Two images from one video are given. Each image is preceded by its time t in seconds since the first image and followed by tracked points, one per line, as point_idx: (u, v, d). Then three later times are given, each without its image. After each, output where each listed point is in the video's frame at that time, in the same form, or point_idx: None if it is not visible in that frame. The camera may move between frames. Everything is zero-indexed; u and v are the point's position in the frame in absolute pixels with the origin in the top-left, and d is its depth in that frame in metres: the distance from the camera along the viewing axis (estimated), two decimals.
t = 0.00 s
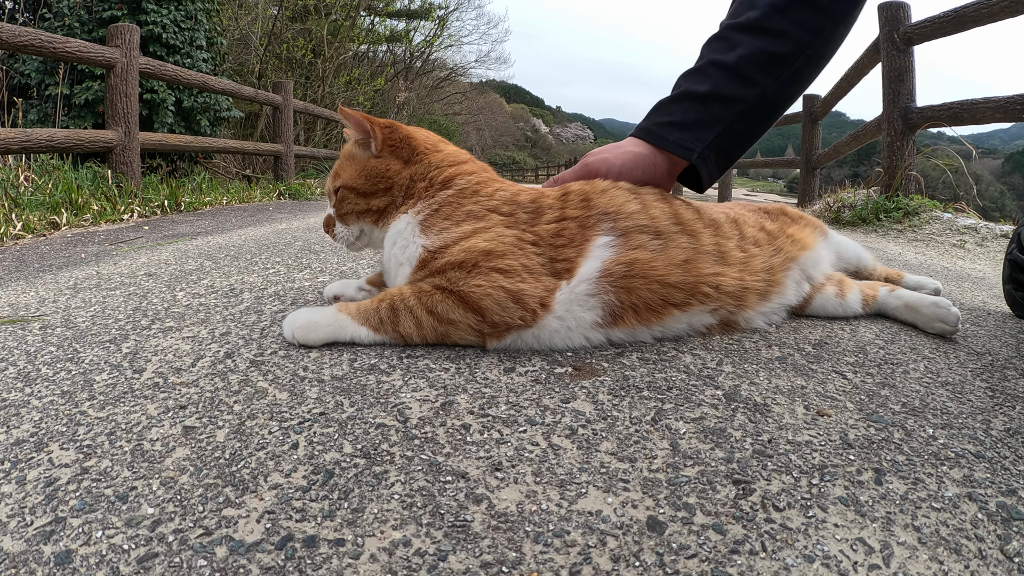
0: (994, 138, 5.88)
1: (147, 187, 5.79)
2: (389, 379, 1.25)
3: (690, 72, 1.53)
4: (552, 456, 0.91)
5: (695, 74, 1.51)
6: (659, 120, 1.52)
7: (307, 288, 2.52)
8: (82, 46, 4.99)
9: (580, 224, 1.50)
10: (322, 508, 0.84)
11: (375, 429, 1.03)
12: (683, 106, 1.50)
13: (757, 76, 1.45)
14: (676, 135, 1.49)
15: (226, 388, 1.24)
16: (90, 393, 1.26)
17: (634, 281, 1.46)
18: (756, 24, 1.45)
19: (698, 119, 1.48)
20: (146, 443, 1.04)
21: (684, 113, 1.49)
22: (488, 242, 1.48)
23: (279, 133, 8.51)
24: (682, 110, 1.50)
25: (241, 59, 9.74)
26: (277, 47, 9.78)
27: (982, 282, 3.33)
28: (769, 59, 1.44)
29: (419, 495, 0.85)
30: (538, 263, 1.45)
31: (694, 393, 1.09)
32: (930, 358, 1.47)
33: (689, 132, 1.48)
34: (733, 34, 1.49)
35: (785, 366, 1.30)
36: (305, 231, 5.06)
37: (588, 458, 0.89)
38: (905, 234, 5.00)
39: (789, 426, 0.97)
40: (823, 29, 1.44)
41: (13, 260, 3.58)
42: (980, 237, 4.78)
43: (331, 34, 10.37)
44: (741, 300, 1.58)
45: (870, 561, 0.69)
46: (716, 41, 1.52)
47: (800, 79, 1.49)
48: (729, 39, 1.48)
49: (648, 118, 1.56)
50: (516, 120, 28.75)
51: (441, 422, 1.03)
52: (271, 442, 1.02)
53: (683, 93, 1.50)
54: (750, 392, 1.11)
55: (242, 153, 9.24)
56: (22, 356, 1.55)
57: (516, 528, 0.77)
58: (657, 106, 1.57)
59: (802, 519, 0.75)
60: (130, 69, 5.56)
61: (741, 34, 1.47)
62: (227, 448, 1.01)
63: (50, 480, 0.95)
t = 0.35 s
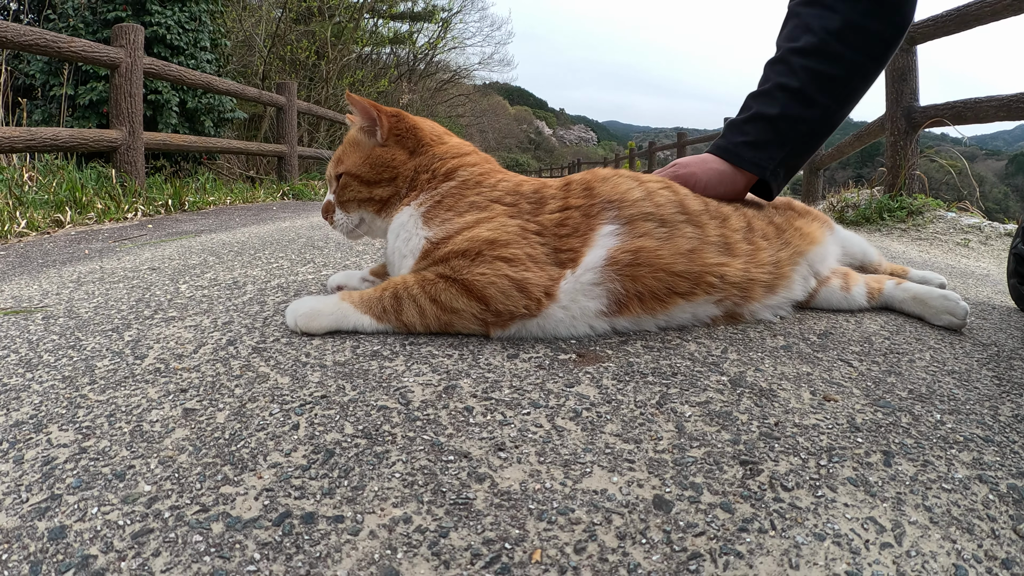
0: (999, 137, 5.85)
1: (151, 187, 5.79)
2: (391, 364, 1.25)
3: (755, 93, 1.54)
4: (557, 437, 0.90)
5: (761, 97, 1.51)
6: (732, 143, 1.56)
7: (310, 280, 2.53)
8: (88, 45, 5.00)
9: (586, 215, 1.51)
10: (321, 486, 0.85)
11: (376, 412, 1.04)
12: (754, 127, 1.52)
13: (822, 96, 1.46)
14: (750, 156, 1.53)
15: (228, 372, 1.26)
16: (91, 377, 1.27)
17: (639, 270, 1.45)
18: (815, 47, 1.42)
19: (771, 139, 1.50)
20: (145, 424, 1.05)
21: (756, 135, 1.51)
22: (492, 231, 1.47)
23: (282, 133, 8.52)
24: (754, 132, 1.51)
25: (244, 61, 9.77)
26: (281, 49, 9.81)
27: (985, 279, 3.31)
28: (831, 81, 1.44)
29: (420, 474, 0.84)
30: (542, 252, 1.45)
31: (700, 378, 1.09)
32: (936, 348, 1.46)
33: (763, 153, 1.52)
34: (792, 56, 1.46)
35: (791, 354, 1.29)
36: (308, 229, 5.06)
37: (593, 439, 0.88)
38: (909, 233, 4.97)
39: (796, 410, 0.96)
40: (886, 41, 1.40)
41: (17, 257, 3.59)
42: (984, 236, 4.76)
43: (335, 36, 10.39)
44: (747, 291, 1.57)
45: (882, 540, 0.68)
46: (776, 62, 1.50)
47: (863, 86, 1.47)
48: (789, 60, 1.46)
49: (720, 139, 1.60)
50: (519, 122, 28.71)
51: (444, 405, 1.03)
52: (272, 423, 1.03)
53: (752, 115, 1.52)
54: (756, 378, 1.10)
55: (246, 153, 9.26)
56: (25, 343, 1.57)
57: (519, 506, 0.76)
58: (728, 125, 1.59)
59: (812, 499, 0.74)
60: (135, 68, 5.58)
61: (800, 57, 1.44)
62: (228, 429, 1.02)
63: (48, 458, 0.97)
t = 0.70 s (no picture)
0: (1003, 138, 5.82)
1: (155, 187, 5.81)
2: (388, 356, 1.26)
3: (768, 77, 1.46)
4: (549, 425, 0.90)
5: (776, 82, 1.44)
6: (744, 124, 1.48)
7: (311, 277, 2.55)
8: (92, 47, 5.03)
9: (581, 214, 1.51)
10: (315, 469, 0.88)
11: (372, 400, 1.06)
12: (767, 110, 1.45)
13: (834, 88, 1.40)
14: (761, 140, 1.46)
15: (228, 362, 1.30)
16: (93, 367, 1.32)
17: (633, 268, 1.45)
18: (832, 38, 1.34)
19: (783, 126, 1.45)
20: (146, 412, 1.10)
21: (768, 120, 1.45)
22: (488, 229, 1.47)
23: (285, 135, 8.55)
24: (767, 116, 1.45)
25: (248, 63, 9.82)
26: (284, 51, 9.85)
27: (987, 278, 3.30)
28: (844, 73, 1.37)
29: (413, 458, 0.86)
30: (537, 250, 1.45)
31: (694, 369, 1.09)
32: (934, 344, 1.45)
33: (774, 139, 1.46)
34: (808, 45, 1.38)
35: (787, 348, 1.29)
36: (311, 228, 5.07)
37: (585, 426, 0.89)
38: (911, 234, 4.95)
39: (789, 400, 0.96)
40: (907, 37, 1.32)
41: (22, 255, 3.62)
42: (986, 236, 4.74)
43: (338, 39, 10.41)
44: (741, 287, 1.57)
45: (873, 526, 0.68)
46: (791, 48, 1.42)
47: (874, 81, 1.41)
48: (804, 48, 1.39)
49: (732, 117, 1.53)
50: (523, 124, 28.72)
51: (439, 393, 1.04)
52: (269, 410, 1.07)
53: (765, 98, 1.45)
54: (750, 370, 1.11)
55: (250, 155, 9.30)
56: (30, 335, 1.61)
57: (508, 489, 0.77)
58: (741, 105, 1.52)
59: (802, 485, 0.74)
60: (139, 70, 5.59)
61: (816, 47, 1.37)
62: (225, 416, 1.06)
63: (50, 442, 1.01)
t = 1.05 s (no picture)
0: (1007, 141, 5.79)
1: (158, 190, 5.82)
2: (382, 364, 1.26)
3: (690, 63, 1.57)
4: (540, 434, 0.89)
5: (700, 67, 1.56)
6: (675, 118, 1.54)
7: (311, 281, 2.55)
8: (96, 50, 5.04)
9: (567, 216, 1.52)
10: (307, 477, 0.87)
11: (365, 408, 1.05)
12: (693, 96, 1.55)
13: (753, 73, 1.61)
14: (691, 132, 1.56)
15: (225, 369, 1.30)
16: (92, 373, 1.32)
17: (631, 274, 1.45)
18: (756, 24, 1.56)
19: (708, 115, 1.59)
20: (142, 418, 1.10)
21: (696, 110, 1.57)
22: (484, 237, 1.46)
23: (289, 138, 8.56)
24: (695, 106, 1.56)
25: (251, 66, 9.85)
26: (288, 55, 9.87)
27: (990, 282, 3.29)
28: (760, 59, 1.60)
29: (403, 467, 0.85)
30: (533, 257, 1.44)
31: (689, 378, 1.08)
32: (932, 350, 1.44)
33: (700, 128, 1.59)
34: (731, 28, 1.57)
35: (785, 356, 1.28)
36: (313, 231, 5.07)
37: (576, 436, 0.88)
38: (913, 237, 4.93)
39: (783, 410, 0.96)
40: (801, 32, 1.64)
41: (24, 257, 3.62)
42: (989, 240, 4.72)
43: (341, 42, 10.42)
44: (738, 293, 1.57)
45: (864, 541, 0.67)
46: (711, 30, 1.59)
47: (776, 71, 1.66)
48: (728, 32, 1.57)
49: (653, 112, 1.55)
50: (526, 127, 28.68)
51: (432, 402, 1.03)
52: (263, 418, 1.07)
53: (691, 85, 1.55)
54: (746, 379, 1.10)
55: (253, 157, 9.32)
56: (31, 340, 1.62)
57: (496, 500, 0.76)
58: (665, 93, 1.56)
59: (794, 499, 0.73)
60: (142, 72, 5.60)
61: (740, 29, 1.56)
62: (220, 423, 1.06)
63: (48, 448, 1.01)
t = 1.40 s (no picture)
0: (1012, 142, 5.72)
1: (160, 191, 5.80)
2: (360, 357, 1.22)
3: (706, 71, 1.55)
4: (510, 428, 0.86)
5: (715, 75, 1.55)
6: (704, 130, 1.52)
7: (305, 279, 2.53)
8: (99, 52, 5.03)
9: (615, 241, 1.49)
10: (270, 466, 0.84)
11: (338, 400, 1.01)
12: (715, 108, 1.55)
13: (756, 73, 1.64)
14: (716, 143, 1.55)
15: (206, 362, 1.28)
16: (80, 366, 1.31)
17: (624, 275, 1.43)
18: (757, 27, 1.58)
19: (727, 121, 1.59)
20: (122, 408, 1.08)
21: (718, 118, 1.56)
22: (485, 239, 1.44)
23: (291, 139, 8.54)
24: (718, 115, 1.55)
25: (255, 67, 9.87)
26: (291, 56, 9.88)
27: (992, 282, 3.24)
28: (761, 59, 1.63)
29: (366, 459, 0.82)
30: (531, 262, 1.44)
31: (671, 374, 1.05)
32: (928, 349, 1.39)
33: (722, 136, 1.58)
34: (737, 32, 1.57)
35: (772, 353, 1.24)
36: (313, 232, 5.04)
37: (546, 431, 0.85)
38: (915, 238, 4.88)
39: (766, 407, 0.92)
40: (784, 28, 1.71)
41: (24, 256, 3.61)
42: (992, 240, 4.66)
43: (345, 43, 10.40)
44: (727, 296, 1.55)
45: (839, 545, 0.64)
46: (719, 36, 1.58)
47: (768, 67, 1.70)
48: (735, 38, 1.56)
49: (680, 127, 1.51)
50: (530, 129, 28.68)
51: (405, 395, 0.99)
52: (237, 408, 1.04)
53: (714, 96, 1.54)
54: (729, 375, 1.06)
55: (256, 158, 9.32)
56: (23, 335, 1.61)
57: (455, 492, 0.73)
58: (690, 105, 1.53)
59: (767, 498, 0.70)
60: (145, 74, 5.57)
61: (744, 33, 1.57)
62: (194, 413, 1.04)
63: (28, 435, 1.00)
